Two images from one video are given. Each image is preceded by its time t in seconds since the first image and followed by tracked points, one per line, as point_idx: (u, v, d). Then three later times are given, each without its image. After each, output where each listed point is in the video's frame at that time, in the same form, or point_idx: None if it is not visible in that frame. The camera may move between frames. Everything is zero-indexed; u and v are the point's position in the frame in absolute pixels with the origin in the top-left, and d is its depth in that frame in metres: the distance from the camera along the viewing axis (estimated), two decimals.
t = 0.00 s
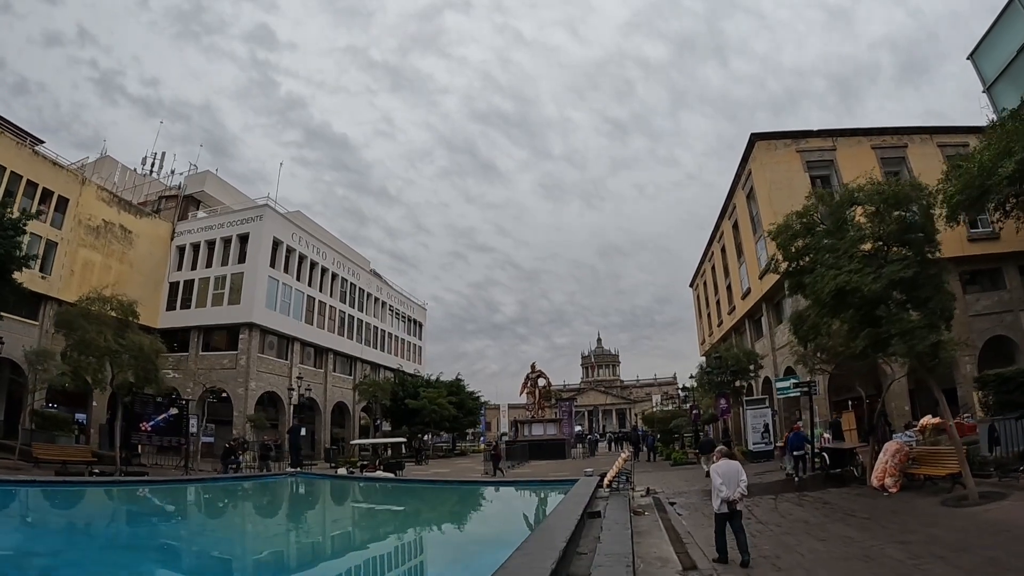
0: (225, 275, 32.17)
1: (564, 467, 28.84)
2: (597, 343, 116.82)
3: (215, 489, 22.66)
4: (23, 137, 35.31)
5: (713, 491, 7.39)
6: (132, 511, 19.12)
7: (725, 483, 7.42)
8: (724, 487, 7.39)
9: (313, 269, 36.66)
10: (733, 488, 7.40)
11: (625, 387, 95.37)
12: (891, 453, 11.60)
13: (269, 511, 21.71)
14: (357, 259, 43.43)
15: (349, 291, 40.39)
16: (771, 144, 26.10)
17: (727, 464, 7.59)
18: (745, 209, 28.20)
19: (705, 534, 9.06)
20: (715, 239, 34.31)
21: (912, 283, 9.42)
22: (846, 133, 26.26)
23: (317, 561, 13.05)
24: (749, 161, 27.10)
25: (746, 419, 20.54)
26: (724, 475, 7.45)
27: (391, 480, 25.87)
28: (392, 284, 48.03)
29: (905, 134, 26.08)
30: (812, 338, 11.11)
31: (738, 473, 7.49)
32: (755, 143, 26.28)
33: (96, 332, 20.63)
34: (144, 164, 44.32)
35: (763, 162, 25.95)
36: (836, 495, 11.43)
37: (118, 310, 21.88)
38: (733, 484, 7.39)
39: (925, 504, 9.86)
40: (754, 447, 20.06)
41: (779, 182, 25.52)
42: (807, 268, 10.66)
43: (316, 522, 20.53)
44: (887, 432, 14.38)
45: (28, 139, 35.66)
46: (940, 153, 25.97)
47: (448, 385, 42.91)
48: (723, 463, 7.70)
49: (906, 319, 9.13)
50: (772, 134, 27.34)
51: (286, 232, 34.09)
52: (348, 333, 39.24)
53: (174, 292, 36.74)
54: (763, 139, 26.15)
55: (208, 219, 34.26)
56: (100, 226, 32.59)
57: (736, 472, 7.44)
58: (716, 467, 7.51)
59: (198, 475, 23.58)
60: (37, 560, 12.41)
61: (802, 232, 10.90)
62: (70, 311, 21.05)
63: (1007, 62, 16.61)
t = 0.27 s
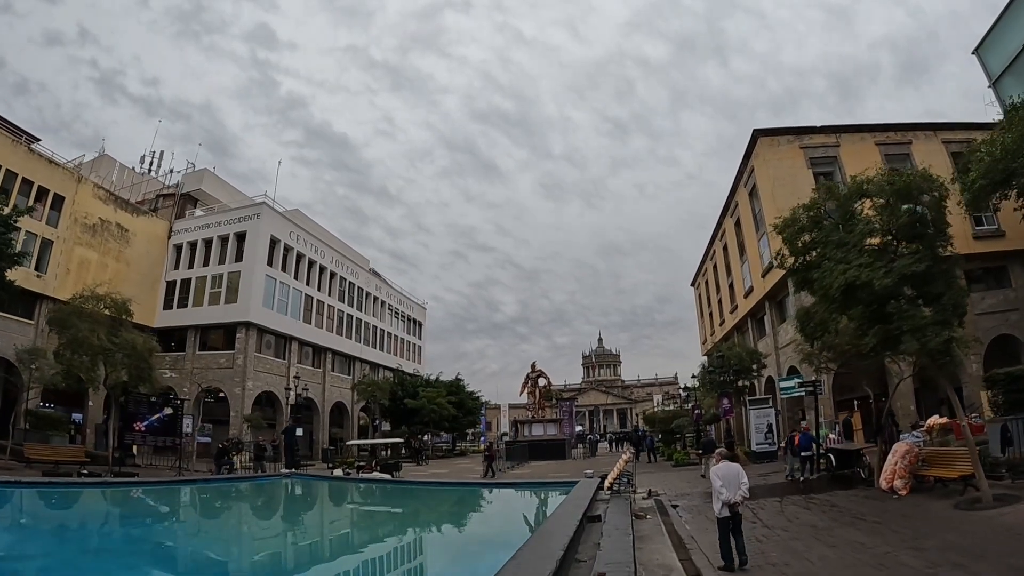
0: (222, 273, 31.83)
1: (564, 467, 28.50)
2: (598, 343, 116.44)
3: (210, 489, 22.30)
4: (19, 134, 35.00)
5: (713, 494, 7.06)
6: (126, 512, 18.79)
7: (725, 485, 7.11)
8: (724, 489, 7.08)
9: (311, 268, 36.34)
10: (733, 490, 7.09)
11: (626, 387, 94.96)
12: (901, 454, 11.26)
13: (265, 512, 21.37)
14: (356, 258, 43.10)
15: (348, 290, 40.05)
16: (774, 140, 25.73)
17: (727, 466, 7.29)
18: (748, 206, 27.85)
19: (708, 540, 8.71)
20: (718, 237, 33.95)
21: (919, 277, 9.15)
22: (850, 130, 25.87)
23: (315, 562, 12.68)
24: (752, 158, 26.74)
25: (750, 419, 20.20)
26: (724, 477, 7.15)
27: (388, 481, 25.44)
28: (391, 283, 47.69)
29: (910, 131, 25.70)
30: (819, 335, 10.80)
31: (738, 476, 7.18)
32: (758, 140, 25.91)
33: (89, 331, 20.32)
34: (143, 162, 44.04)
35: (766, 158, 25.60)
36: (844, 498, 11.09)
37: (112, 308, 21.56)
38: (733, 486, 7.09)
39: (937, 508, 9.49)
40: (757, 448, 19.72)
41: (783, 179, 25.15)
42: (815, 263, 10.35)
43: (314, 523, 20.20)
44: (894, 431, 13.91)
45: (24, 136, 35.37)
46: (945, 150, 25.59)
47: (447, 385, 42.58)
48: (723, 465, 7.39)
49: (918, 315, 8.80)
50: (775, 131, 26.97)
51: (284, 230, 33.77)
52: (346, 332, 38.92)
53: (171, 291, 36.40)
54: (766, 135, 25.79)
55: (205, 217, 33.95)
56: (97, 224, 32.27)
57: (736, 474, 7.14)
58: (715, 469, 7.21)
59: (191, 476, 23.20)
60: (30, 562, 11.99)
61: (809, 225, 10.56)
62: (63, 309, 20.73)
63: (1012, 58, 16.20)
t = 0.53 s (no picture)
0: (219, 270, 31.57)
1: (565, 466, 28.20)
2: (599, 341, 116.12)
3: (207, 488, 21.99)
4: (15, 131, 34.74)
5: (716, 492, 6.76)
6: (120, 511, 18.49)
7: (728, 483, 6.82)
8: (727, 487, 6.79)
9: (309, 265, 36.07)
10: (737, 489, 6.79)
11: (628, 385, 94.62)
12: (910, 451, 10.94)
13: (263, 511, 21.06)
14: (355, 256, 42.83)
15: (347, 288, 39.78)
16: (777, 134, 25.40)
17: (731, 464, 7.01)
18: (750, 201, 27.53)
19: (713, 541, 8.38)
20: (720, 233, 33.64)
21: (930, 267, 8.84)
22: (854, 123, 25.51)
23: (314, 561, 12.32)
24: (754, 152, 26.43)
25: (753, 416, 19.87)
26: (727, 475, 6.87)
27: (383, 480, 25.08)
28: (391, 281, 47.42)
29: (914, 124, 25.35)
30: (827, 328, 10.51)
31: (743, 475, 6.87)
32: (760, 134, 25.60)
33: (83, 327, 20.07)
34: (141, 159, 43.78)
35: (769, 152, 25.27)
36: (852, 496, 10.77)
37: (106, 305, 21.31)
38: (737, 485, 6.79)
39: (949, 506, 9.18)
40: (760, 445, 19.41)
41: (785, 173, 24.84)
42: (823, 253, 10.07)
43: (311, 522, 19.90)
44: (903, 428, 13.54)
45: (21, 133, 35.13)
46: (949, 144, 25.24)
47: (447, 383, 42.31)
48: (728, 463, 7.07)
49: (930, 305, 8.47)
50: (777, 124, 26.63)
51: (282, 226, 33.49)
52: (345, 330, 38.66)
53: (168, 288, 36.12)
54: (768, 129, 25.46)
55: (203, 214, 33.69)
56: (93, 221, 32.00)
57: (740, 472, 6.85)
58: (719, 467, 6.93)
59: (183, 475, 22.66)
60: (25, 562, 11.64)
61: (817, 214, 10.32)
62: (56, 305, 20.48)
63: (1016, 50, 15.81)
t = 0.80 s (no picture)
0: (216, 269, 31.25)
1: (566, 466, 27.87)
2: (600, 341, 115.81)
3: (203, 489, 21.60)
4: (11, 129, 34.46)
5: (723, 496, 6.32)
6: (113, 512, 18.15)
7: (735, 488, 6.40)
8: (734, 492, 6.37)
9: (308, 264, 35.75)
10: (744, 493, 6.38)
11: (629, 384, 94.35)
12: (922, 452, 10.54)
13: (262, 513, 20.68)
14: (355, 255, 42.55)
15: (346, 286, 39.46)
16: (780, 130, 24.98)
17: (738, 467, 6.58)
18: (753, 198, 27.13)
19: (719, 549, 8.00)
20: (722, 231, 33.25)
21: (945, 259, 8.45)
22: (858, 119, 25.08)
23: (313, 564, 11.97)
24: (757, 148, 26.03)
25: (757, 416, 19.51)
26: (734, 479, 6.44)
27: (378, 481, 24.60)
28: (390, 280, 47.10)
29: (919, 120, 24.92)
30: (840, 322, 10.17)
31: (750, 479, 6.46)
32: (764, 129, 25.18)
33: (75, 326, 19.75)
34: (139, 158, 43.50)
35: (772, 148, 24.87)
36: (861, 500, 10.40)
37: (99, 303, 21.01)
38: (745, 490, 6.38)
39: (965, 511, 8.80)
40: (764, 446, 19.07)
41: (789, 169, 24.43)
42: (833, 248, 9.74)
43: (308, 524, 19.53)
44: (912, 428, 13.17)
45: (16, 131, 34.83)
46: (954, 140, 24.82)
47: (447, 382, 41.97)
48: (735, 466, 6.66)
49: (946, 300, 8.07)
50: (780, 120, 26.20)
51: (279, 224, 33.14)
52: (344, 329, 38.33)
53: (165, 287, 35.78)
54: (771, 125, 25.05)
55: (200, 212, 33.34)
56: (89, 220, 31.70)
57: (748, 476, 6.42)
58: (725, 470, 6.48)
59: (180, 476, 22.40)
60: (17, 564, 11.27)
61: (826, 207, 9.96)
62: (48, 303, 20.16)
63: None
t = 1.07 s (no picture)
0: (213, 267, 30.98)
1: (567, 465, 27.56)
2: (601, 340, 115.44)
3: (199, 488, 21.31)
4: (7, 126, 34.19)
5: (726, 495, 6.19)
6: (107, 512, 17.84)
7: (739, 487, 6.22)
8: (738, 491, 6.20)
9: (306, 262, 35.45)
10: (748, 493, 6.21)
11: (631, 383, 93.95)
12: (932, 452, 10.22)
13: (258, 513, 20.40)
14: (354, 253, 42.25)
15: (345, 285, 39.16)
16: (783, 124, 24.60)
17: (742, 465, 6.39)
18: (756, 194, 26.76)
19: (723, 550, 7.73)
20: (724, 228, 32.90)
21: (957, 250, 8.16)
22: (862, 113, 24.70)
23: (311, 563, 11.65)
24: (760, 143, 25.69)
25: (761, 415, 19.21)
26: (738, 478, 6.25)
27: (373, 481, 24.18)
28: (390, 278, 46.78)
29: (924, 114, 24.55)
30: (847, 317, 9.88)
31: (755, 477, 6.28)
32: (766, 124, 24.81)
33: (68, 323, 19.45)
34: (136, 156, 43.17)
35: (774, 143, 24.49)
36: (870, 500, 10.10)
37: (92, 300, 20.72)
38: (749, 488, 6.22)
39: (977, 512, 8.49)
40: (768, 445, 18.77)
41: (792, 164, 24.09)
42: (841, 240, 9.42)
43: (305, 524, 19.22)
44: (921, 427, 12.85)
45: (12, 128, 34.55)
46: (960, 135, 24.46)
47: (447, 381, 41.67)
48: (739, 464, 6.50)
49: (959, 293, 7.77)
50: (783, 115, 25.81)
51: (276, 222, 32.83)
52: (343, 327, 38.03)
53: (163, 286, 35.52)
54: (774, 119, 24.67)
55: (197, 210, 33.05)
56: (86, 218, 31.44)
57: (753, 475, 6.24)
58: (729, 469, 6.30)
59: (171, 475, 22.00)
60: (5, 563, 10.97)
61: (834, 197, 9.67)
62: (41, 300, 19.87)
63: None
